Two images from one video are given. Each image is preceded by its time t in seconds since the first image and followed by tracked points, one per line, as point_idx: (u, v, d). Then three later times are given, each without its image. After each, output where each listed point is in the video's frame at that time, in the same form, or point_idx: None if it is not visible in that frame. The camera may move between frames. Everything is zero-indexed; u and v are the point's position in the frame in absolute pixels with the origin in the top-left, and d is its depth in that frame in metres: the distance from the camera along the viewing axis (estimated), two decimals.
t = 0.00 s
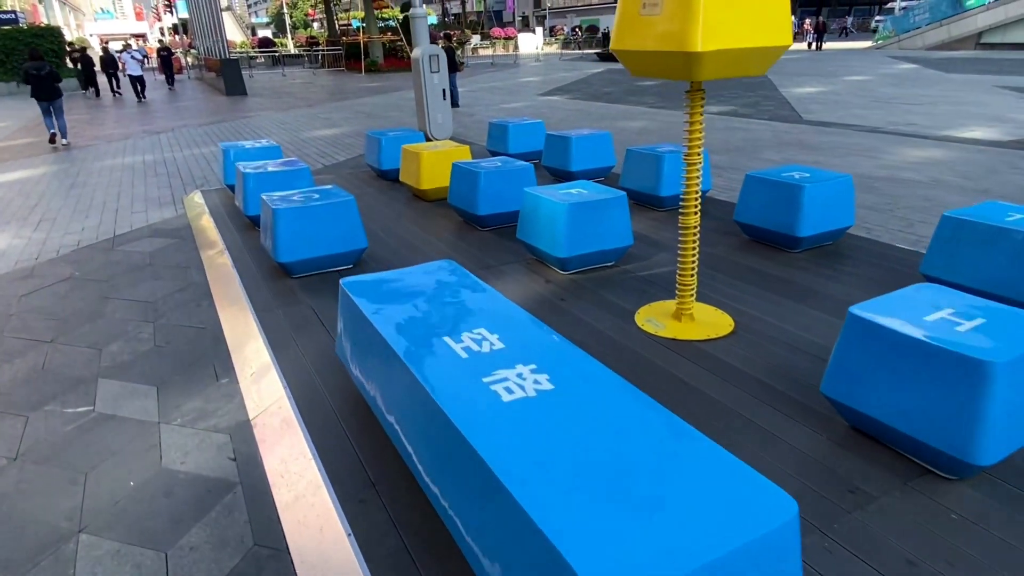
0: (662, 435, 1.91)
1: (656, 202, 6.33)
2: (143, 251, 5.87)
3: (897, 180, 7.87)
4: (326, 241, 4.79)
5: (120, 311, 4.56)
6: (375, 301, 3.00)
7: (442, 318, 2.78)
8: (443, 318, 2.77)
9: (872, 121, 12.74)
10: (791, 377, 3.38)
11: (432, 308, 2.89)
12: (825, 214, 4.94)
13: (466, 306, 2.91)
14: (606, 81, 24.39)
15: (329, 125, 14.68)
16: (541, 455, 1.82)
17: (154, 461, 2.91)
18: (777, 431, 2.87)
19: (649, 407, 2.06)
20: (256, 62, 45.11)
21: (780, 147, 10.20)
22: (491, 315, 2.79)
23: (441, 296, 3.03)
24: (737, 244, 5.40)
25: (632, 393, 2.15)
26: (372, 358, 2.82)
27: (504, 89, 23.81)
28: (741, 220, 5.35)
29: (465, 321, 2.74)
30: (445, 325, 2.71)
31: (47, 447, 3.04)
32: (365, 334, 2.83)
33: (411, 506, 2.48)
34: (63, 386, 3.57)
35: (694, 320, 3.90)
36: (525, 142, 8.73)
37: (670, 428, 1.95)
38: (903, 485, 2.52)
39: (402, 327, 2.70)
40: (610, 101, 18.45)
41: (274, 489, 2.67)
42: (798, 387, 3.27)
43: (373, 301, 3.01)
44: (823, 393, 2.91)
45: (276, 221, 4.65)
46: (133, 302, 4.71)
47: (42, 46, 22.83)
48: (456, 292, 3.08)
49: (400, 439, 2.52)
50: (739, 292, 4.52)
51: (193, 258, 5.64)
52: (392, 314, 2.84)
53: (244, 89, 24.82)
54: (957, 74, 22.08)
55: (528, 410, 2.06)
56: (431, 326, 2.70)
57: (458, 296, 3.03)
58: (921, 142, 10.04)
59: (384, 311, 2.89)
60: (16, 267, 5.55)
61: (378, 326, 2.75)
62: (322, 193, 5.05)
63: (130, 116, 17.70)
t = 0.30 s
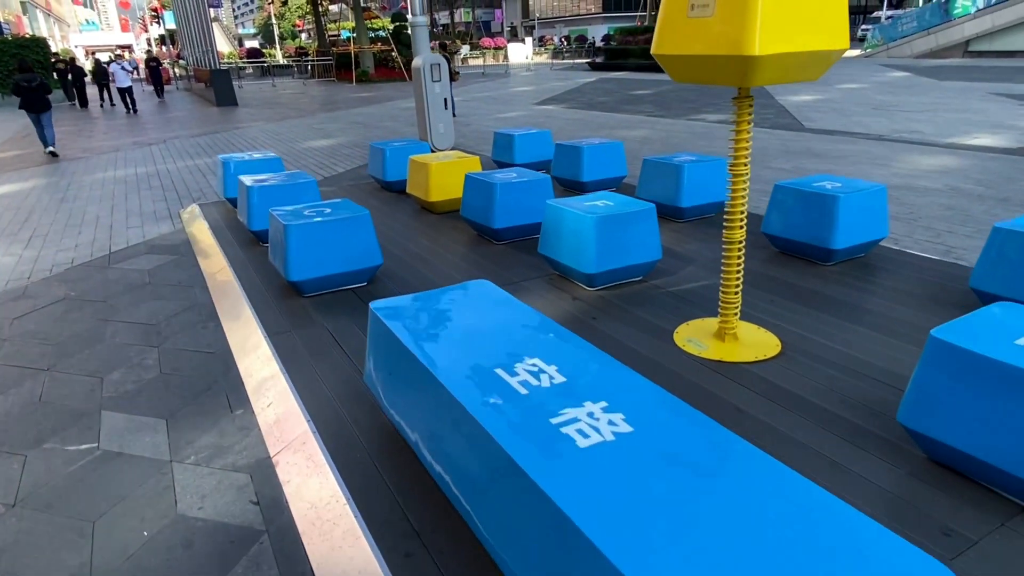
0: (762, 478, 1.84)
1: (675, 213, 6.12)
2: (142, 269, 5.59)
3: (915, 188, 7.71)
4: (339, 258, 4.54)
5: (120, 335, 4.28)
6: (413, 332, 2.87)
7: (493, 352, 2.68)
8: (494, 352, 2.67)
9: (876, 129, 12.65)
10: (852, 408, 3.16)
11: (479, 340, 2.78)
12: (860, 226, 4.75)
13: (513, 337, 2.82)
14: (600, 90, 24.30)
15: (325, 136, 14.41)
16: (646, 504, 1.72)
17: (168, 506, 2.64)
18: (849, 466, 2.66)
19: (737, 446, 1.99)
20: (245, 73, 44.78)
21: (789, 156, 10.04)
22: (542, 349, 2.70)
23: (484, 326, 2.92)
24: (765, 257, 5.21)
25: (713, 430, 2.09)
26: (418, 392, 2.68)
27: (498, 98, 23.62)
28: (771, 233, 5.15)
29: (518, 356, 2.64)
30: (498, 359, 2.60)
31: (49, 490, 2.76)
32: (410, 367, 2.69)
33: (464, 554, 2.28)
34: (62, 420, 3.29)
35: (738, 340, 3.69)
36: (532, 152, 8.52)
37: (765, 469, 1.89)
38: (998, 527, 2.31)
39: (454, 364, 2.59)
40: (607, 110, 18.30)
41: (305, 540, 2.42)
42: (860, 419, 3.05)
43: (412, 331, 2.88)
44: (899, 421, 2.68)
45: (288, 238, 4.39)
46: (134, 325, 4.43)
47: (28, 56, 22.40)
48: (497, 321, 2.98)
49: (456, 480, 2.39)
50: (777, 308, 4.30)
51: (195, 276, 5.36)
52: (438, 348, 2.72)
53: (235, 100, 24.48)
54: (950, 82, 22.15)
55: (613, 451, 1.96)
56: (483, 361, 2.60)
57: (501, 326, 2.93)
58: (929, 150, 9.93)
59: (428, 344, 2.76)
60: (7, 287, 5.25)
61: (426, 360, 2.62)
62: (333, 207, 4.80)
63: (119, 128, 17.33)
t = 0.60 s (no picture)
0: (886, 541, 1.61)
1: (692, 225, 5.96)
2: (138, 288, 5.32)
3: (927, 197, 7.60)
4: (352, 276, 4.31)
5: (119, 361, 4.02)
6: (451, 364, 2.62)
7: (543, 385, 2.44)
8: (545, 385, 2.43)
9: (876, 136, 12.61)
10: (911, 437, 2.97)
11: (525, 372, 2.54)
12: (891, 238, 4.60)
13: (560, 368, 2.59)
14: (592, 98, 24.20)
15: (317, 146, 14.15)
16: (771, 572, 1.49)
17: (184, 560, 2.40)
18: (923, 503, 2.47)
19: (844, 494, 1.78)
20: (231, 82, 44.35)
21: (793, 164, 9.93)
22: (597, 381, 2.47)
23: (527, 356, 2.69)
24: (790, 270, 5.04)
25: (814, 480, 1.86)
26: (462, 431, 2.42)
27: (490, 107, 23.45)
28: (796, 246, 4.98)
29: (572, 389, 2.40)
30: (552, 393, 2.36)
31: (50, 543, 2.50)
32: (453, 404, 2.43)
33: None
34: (61, 459, 3.03)
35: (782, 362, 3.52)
36: (536, 162, 8.34)
37: (884, 521, 1.68)
38: None
39: (505, 399, 2.34)
40: (602, 118, 18.19)
41: None
42: (922, 451, 2.87)
43: (449, 363, 2.62)
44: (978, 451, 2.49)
45: (298, 256, 4.16)
46: (134, 350, 4.17)
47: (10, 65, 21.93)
48: (539, 350, 2.75)
49: (512, 535, 2.12)
50: (813, 325, 4.12)
51: (195, 296, 5.10)
52: (483, 381, 2.47)
53: (223, 109, 24.12)
54: (940, 89, 22.28)
55: (704, 507, 1.73)
56: (536, 396, 2.36)
57: (544, 355, 2.70)
58: (934, 157, 9.87)
59: (470, 377, 2.51)
60: None
61: (472, 396, 2.37)
62: (343, 222, 4.56)
63: (105, 138, 16.97)
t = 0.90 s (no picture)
0: None
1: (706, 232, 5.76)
2: (126, 305, 5.01)
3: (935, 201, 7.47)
4: (360, 291, 4.05)
5: (110, 386, 3.73)
6: (494, 396, 2.35)
7: (602, 419, 2.19)
8: (602, 419, 2.19)
9: (872, 139, 12.56)
10: (975, 459, 2.76)
11: (579, 404, 2.29)
12: (921, 245, 4.43)
13: (616, 397, 2.34)
14: (581, 103, 24.10)
15: (306, 153, 13.83)
16: None
17: None
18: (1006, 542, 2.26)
19: (983, 558, 1.56)
20: (214, 89, 43.78)
21: (793, 169, 9.80)
22: (660, 414, 2.23)
23: (575, 384, 2.44)
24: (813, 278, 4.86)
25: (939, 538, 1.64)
26: (513, 473, 2.17)
27: (478, 112, 23.22)
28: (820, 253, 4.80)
29: (636, 424, 2.16)
30: (613, 430, 2.12)
31: None
32: (503, 443, 2.17)
33: None
34: (49, 500, 2.75)
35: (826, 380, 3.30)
36: (536, 168, 8.13)
37: None
38: None
39: (564, 439, 2.09)
40: (594, 123, 18.04)
41: None
42: (991, 475, 2.66)
43: (492, 394, 2.36)
44: None
45: (303, 270, 3.90)
46: (126, 374, 3.87)
47: None
48: (587, 377, 2.50)
49: None
50: (848, 338, 3.92)
51: (188, 313, 4.81)
52: (534, 417, 2.22)
53: (206, 116, 23.67)
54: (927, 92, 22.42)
55: None
56: (595, 433, 2.11)
57: (594, 382, 2.46)
58: (935, 160, 9.79)
59: (518, 411, 2.25)
60: None
61: (526, 436, 2.11)
62: (348, 234, 4.29)
63: (85, 146, 16.49)
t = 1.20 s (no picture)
0: None
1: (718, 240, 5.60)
2: (115, 326, 4.70)
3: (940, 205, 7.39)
4: (371, 309, 3.79)
5: (102, 419, 3.44)
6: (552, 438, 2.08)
7: (680, 463, 1.93)
8: (682, 464, 1.92)
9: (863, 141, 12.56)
10: None
11: (648, 446, 2.03)
12: (948, 252, 4.30)
13: (685, 435, 2.09)
14: (565, 106, 23.99)
15: (291, 159, 13.50)
16: None
17: None
18: None
19: None
20: (190, 93, 43.00)
21: (791, 173, 9.70)
22: (741, 453, 1.97)
23: (637, 420, 2.18)
24: (835, 287, 4.71)
25: None
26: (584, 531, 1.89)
27: (462, 116, 22.97)
28: (843, 262, 4.68)
29: (717, 468, 1.91)
30: (699, 478, 1.85)
31: None
32: (570, 496, 1.89)
33: None
34: (41, 556, 2.47)
35: (875, 401, 3.14)
36: (535, 174, 7.93)
37: None
38: None
39: (643, 491, 1.81)
40: (581, 126, 17.90)
41: None
42: None
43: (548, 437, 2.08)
44: None
45: (312, 288, 3.64)
46: (119, 404, 3.59)
47: None
48: (648, 410, 2.24)
49: None
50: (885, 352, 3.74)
51: (182, 334, 4.52)
52: (605, 463, 1.94)
53: (184, 121, 23.13)
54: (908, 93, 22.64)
55: None
56: (680, 483, 1.84)
57: (656, 414, 2.20)
58: (930, 163, 9.77)
59: (584, 457, 1.98)
60: None
61: (602, 488, 1.83)
62: (356, 249, 4.05)
63: (58, 154, 15.96)
